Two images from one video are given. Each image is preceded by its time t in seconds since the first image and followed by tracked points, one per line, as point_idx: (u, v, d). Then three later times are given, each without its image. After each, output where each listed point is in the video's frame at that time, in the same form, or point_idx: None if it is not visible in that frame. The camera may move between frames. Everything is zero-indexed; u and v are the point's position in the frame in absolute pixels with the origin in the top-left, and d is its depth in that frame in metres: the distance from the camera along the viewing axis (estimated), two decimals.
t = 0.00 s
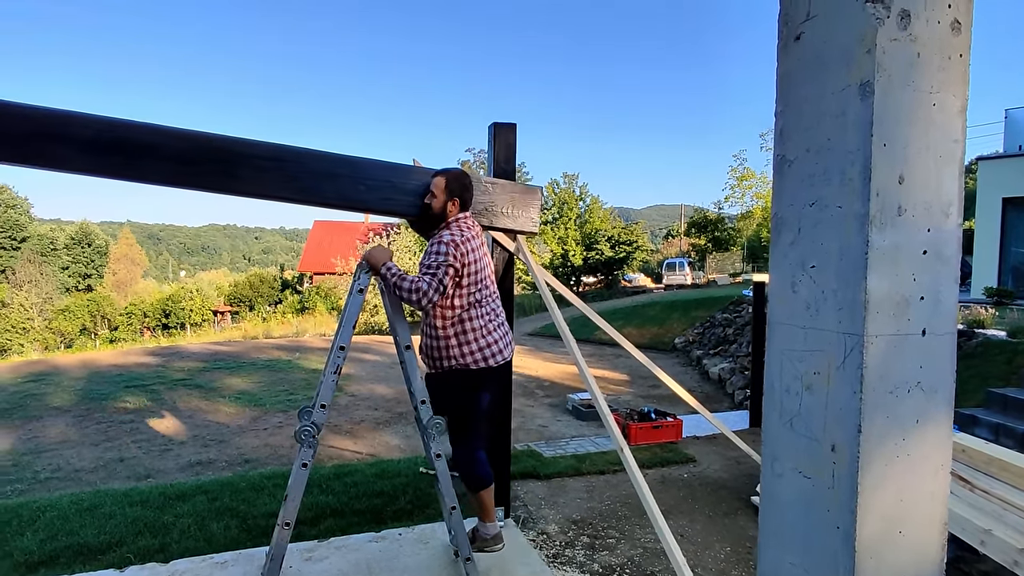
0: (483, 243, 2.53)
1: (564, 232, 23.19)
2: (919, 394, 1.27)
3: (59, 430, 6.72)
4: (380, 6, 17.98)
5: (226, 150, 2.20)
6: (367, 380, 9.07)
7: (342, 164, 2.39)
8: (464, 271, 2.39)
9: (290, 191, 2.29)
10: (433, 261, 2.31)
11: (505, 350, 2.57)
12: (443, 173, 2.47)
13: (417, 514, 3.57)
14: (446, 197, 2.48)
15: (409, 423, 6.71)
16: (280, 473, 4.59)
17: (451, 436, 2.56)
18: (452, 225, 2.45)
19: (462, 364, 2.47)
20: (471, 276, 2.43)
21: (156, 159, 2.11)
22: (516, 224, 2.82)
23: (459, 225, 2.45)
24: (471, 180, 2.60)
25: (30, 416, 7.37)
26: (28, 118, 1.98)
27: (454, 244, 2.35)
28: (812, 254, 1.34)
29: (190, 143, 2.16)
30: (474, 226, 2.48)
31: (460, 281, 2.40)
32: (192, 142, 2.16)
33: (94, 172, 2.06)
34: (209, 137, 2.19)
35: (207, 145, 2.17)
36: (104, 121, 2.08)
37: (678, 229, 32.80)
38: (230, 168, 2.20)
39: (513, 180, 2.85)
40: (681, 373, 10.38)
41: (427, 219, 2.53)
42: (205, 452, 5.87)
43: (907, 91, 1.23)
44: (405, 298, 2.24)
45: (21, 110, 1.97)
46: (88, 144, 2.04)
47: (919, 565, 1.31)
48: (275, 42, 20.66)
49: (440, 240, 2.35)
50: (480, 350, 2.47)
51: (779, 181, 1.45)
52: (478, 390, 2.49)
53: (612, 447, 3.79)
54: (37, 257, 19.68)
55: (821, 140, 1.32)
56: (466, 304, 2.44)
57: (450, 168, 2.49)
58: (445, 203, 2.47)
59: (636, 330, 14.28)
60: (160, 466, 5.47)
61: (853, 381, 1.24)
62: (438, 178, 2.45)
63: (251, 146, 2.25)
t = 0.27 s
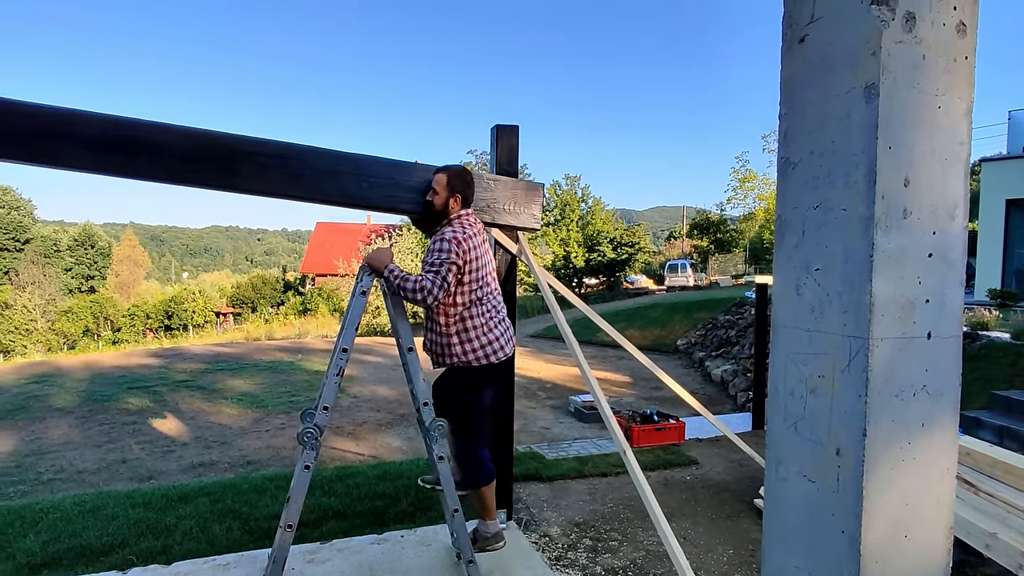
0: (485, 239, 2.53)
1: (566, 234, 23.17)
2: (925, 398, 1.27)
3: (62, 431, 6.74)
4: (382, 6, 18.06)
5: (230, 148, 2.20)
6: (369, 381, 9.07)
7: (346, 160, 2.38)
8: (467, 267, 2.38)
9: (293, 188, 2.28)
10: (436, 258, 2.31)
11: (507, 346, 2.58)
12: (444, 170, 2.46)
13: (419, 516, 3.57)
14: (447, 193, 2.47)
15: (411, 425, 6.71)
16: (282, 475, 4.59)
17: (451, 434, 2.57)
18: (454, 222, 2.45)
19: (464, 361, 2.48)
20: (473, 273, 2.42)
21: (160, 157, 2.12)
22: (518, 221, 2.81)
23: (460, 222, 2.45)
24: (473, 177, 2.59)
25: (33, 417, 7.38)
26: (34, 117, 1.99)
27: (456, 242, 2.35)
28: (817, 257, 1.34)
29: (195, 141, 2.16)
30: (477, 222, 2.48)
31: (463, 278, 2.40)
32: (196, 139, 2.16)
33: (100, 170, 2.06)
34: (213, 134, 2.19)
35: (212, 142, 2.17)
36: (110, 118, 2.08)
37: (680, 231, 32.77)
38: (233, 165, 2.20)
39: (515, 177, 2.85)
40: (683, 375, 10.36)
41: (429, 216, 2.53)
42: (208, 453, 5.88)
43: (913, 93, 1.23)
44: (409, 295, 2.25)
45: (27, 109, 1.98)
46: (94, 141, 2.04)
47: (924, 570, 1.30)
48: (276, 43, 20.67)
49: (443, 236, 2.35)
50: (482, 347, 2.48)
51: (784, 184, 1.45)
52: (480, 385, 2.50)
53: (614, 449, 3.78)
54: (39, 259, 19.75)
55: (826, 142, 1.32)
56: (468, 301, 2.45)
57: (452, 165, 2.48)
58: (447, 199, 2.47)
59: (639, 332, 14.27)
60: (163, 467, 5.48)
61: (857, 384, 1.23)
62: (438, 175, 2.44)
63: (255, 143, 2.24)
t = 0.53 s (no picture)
0: (486, 231, 2.52)
1: (567, 234, 23.15)
2: (927, 401, 1.26)
3: (63, 432, 6.73)
4: (383, 8, 18.05)
5: (234, 142, 2.20)
6: (371, 382, 9.07)
7: (349, 154, 2.38)
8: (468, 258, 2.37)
9: (297, 182, 2.28)
10: (439, 249, 2.29)
11: (506, 338, 2.56)
12: (445, 162, 2.47)
13: (420, 518, 3.56)
14: (448, 184, 2.47)
15: (412, 426, 6.70)
16: (284, 476, 4.58)
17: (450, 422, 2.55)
18: (455, 212, 2.44)
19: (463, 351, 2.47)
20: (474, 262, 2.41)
21: (165, 151, 2.11)
22: (517, 211, 2.82)
23: (461, 214, 2.44)
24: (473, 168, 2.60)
25: (35, 418, 7.38)
26: (37, 112, 1.98)
27: (457, 232, 2.34)
28: (819, 259, 1.33)
29: (198, 135, 2.16)
30: (477, 212, 2.48)
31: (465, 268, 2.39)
32: (200, 133, 2.16)
33: (105, 164, 2.06)
34: (217, 129, 2.18)
35: (215, 136, 2.17)
36: (114, 112, 2.07)
37: (681, 231, 32.74)
38: (238, 159, 2.20)
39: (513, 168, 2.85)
40: (684, 376, 10.36)
41: (431, 207, 2.53)
42: (209, 455, 5.88)
43: (915, 96, 1.22)
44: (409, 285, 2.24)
45: (30, 103, 1.97)
46: (99, 136, 2.04)
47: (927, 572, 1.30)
48: (277, 44, 20.69)
49: (444, 227, 2.34)
50: (484, 338, 2.47)
51: (785, 185, 1.45)
52: (481, 375, 2.48)
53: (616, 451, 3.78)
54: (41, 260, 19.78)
55: (828, 145, 1.32)
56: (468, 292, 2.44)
57: (451, 157, 2.49)
58: (448, 190, 2.47)
59: (640, 332, 14.26)
60: (164, 468, 5.48)
61: (860, 387, 1.23)
62: (439, 167, 2.45)
63: (258, 137, 2.24)
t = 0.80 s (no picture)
0: (484, 218, 2.54)
1: (567, 235, 23.15)
2: (925, 402, 1.26)
3: (63, 434, 6.73)
4: (383, 9, 18.06)
5: (234, 130, 2.20)
6: (370, 383, 9.07)
7: (349, 142, 2.39)
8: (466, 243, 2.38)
9: (297, 170, 2.29)
10: (440, 233, 2.29)
11: (498, 326, 2.58)
12: (445, 146, 2.49)
13: (419, 519, 3.56)
14: (447, 168, 2.49)
15: (412, 427, 6.69)
16: (283, 477, 4.58)
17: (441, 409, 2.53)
18: (456, 196, 2.45)
19: (454, 337, 2.48)
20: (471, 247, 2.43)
21: (166, 139, 2.11)
22: (515, 198, 2.82)
23: (461, 198, 2.44)
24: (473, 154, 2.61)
25: (34, 420, 7.38)
26: (38, 102, 1.97)
27: (457, 216, 2.35)
28: (817, 260, 1.33)
29: (198, 124, 2.16)
30: (477, 197, 2.48)
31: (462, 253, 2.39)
32: (200, 123, 2.16)
33: (107, 152, 2.05)
34: (216, 118, 2.18)
35: (215, 124, 2.18)
36: (115, 102, 2.07)
37: (681, 232, 32.76)
38: (238, 147, 2.20)
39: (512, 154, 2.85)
40: (684, 376, 10.36)
41: (431, 191, 2.54)
42: (208, 456, 5.87)
43: (912, 96, 1.22)
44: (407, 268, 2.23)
45: (31, 93, 1.96)
46: (100, 125, 2.03)
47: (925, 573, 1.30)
48: (276, 45, 20.70)
49: (445, 210, 2.34)
50: (478, 323, 2.48)
51: (783, 186, 1.44)
52: (473, 360, 2.51)
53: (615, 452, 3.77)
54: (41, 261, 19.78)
55: (825, 145, 1.31)
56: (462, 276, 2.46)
57: (452, 141, 2.52)
58: (448, 173, 2.48)
59: (640, 333, 14.25)
60: (163, 470, 5.47)
61: (857, 389, 1.23)
62: (440, 150, 2.46)
63: (258, 125, 2.24)
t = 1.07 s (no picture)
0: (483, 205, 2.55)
1: (566, 235, 23.13)
2: (923, 401, 1.26)
3: (61, 434, 6.71)
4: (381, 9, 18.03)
5: (232, 117, 2.19)
6: (369, 383, 9.06)
7: (348, 130, 2.40)
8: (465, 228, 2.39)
9: (296, 158, 2.29)
10: (439, 218, 2.29)
11: (494, 312, 2.60)
12: (444, 132, 2.49)
13: (418, 519, 3.55)
14: (446, 153, 2.49)
15: (411, 427, 6.69)
16: (281, 478, 4.57)
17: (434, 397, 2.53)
18: (456, 181, 2.45)
19: (451, 322, 2.49)
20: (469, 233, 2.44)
21: (164, 127, 2.10)
22: (514, 184, 2.82)
23: (460, 184, 2.45)
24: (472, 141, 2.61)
25: (32, 420, 7.36)
26: (35, 91, 1.96)
27: (456, 201, 2.35)
28: (814, 259, 1.33)
29: (196, 112, 2.15)
30: (476, 183, 2.49)
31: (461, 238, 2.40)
32: (198, 111, 2.15)
33: (105, 141, 2.04)
34: (214, 105, 2.18)
35: (213, 112, 2.17)
36: (111, 90, 2.05)
37: (680, 232, 32.79)
38: (237, 135, 2.20)
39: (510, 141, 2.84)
40: (683, 376, 10.36)
41: (430, 177, 2.54)
42: (207, 456, 5.86)
43: (910, 94, 1.22)
44: (406, 255, 2.24)
45: (28, 82, 1.95)
46: (98, 114, 2.02)
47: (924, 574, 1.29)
48: (275, 45, 20.68)
49: (444, 195, 2.35)
50: (473, 309, 2.50)
51: (780, 185, 1.44)
52: (470, 346, 2.52)
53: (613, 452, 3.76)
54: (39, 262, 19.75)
55: (823, 143, 1.31)
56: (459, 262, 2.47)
57: (449, 127, 2.52)
58: (447, 159, 2.48)
59: (639, 333, 14.25)
60: (161, 470, 5.46)
61: (855, 388, 1.22)
62: (440, 136, 2.47)
63: (256, 114, 2.23)
